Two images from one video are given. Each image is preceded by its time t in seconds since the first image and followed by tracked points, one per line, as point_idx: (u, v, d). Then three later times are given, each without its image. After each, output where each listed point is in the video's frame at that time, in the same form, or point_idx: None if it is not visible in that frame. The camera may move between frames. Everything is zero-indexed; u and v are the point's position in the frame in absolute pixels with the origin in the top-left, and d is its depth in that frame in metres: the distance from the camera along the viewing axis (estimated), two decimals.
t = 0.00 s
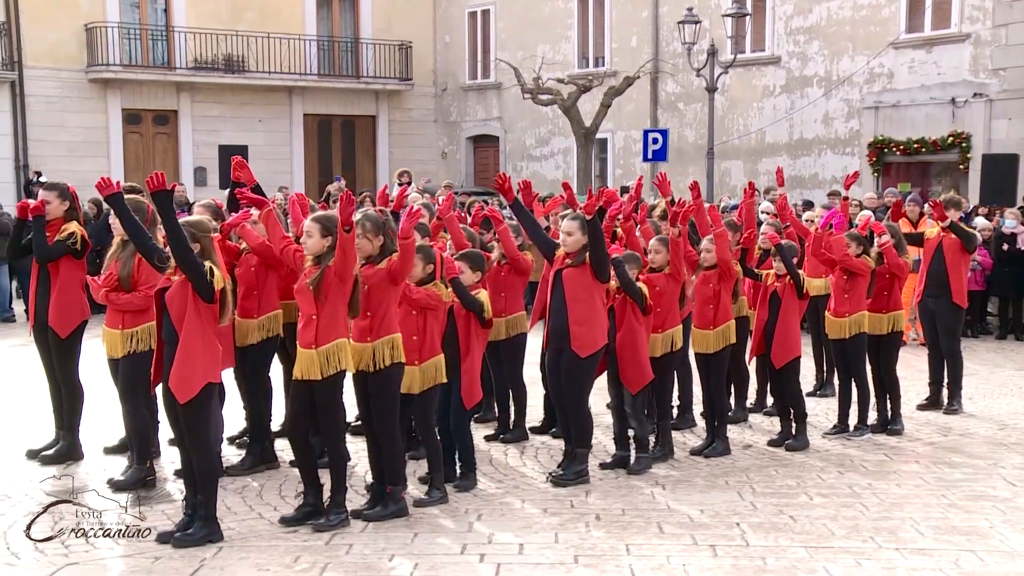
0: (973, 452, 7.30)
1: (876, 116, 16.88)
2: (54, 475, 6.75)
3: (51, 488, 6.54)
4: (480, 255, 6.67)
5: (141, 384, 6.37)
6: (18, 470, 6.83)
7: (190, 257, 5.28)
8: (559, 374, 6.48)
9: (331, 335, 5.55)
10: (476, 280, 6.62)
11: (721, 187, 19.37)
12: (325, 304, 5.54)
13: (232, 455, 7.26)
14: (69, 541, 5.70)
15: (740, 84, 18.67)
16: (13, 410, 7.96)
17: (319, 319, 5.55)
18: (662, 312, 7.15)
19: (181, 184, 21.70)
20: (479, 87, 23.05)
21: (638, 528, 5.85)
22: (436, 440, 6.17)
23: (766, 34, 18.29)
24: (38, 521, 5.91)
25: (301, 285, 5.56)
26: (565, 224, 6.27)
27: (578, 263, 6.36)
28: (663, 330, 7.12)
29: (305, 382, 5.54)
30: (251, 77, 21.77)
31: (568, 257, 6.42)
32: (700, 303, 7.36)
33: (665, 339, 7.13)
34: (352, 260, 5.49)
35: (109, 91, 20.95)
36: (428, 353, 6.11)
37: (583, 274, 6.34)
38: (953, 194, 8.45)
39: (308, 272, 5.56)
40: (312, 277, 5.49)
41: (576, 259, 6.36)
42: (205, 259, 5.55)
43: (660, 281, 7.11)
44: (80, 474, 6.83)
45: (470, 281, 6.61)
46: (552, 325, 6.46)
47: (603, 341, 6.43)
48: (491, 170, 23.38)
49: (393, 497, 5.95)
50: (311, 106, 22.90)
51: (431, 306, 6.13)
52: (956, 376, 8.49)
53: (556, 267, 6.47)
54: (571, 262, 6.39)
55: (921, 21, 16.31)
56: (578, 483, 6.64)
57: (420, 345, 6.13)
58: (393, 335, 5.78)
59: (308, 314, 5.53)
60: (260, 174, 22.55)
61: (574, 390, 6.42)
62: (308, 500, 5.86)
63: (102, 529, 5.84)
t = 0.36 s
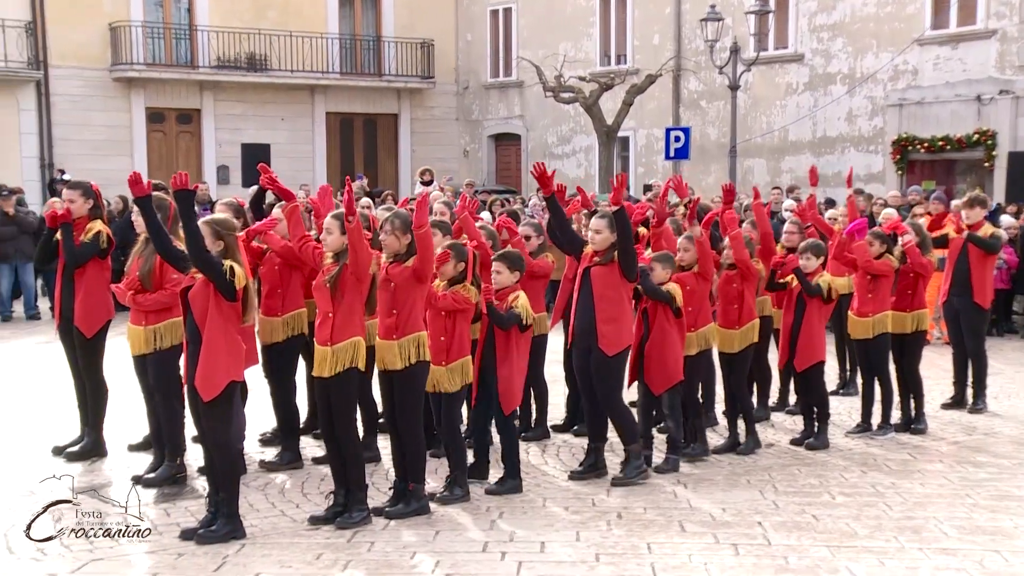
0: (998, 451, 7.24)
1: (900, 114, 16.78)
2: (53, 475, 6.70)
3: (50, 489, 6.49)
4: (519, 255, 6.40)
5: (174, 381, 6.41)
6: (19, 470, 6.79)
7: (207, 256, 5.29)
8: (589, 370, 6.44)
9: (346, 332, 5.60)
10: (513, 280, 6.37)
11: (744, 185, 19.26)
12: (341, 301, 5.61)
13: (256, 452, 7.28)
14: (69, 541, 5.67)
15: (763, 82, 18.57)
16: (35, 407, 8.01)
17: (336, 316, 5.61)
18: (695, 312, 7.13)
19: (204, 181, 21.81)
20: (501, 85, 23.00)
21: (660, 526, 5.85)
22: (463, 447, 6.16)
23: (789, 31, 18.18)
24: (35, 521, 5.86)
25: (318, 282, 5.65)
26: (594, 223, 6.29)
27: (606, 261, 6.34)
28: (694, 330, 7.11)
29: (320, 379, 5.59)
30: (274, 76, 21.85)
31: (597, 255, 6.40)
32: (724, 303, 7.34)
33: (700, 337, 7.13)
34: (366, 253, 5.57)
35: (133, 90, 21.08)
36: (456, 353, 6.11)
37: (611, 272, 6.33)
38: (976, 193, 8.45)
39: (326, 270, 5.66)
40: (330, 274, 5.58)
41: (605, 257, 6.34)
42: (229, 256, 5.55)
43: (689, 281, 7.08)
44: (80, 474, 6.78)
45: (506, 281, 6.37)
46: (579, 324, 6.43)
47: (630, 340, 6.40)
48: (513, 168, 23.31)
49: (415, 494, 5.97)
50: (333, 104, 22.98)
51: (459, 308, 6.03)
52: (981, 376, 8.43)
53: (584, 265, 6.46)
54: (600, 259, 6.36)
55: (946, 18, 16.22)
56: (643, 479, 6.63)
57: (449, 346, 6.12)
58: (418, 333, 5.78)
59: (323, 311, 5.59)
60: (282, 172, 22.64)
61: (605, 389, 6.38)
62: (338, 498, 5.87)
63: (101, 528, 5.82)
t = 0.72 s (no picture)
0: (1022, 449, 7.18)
1: (924, 109, 16.67)
2: (53, 474, 6.64)
3: (49, 489, 6.42)
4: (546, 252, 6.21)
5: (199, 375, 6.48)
6: (18, 469, 6.73)
7: (219, 258, 5.35)
8: (625, 369, 6.47)
9: (366, 330, 5.62)
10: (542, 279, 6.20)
11: (765, 182, 19.16)
12: (360, 297, 5.65)
13: (278, 447, 7.30)
14: (70, 541, 5.65)
15: (784, 78, 18.47)
16: (55, 404, 8.05)
17: (355, 314, 5.65)
18: (727, 313, 7.09)
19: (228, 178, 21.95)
20: (521, 82, 22.96)
21: (680, 523, 5.84)
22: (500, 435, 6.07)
23: (811, 27, 18.09)
24: (35, 520, 5.82)
25: (338, 280, 5.70)
26: (630, 218, 6.31)
27: (643, 259, 6.35)
28: (726, 332, 7.07)
29: (341, 375, 5.62)
30: (296, 72, 21.95)
31: (634, 252, 6.40)
32: (756, 303, 7.35)
33: (732, 340, 7.09)
34: (380, 250, 5.49)
35: (157, 87, 21.23)
36: (485, 352, 6.05)
37: (646, 271, 6.32)
38: (1000, 189, 8.39)
39: (347, 266, 5.70)
40: (348, 272, 5.63)
41: (642, 255, 6.34)
42: (251, 253, 5.53)
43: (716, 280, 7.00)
44: (80, 473, 6.71)
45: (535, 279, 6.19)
46: (617, 322, 6.47)
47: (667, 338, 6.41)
48: (534, 165, 23.27)
49: (435, 491, 5.98)
50: (355, 101, 23.08)
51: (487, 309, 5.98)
52: (1006, 373, 8.37)
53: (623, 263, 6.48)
54: (637, 258, 6.37)
55: (971, 12, 16.09)
56: (667, 478, 6.63)
57: (476, 344, 6.07)
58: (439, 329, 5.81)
59: (342, 307, 5.62)
60: (305, 169, 22.76)
61: (645, 387, 6.41)
62: (359, 495, 5.90)
63: (101, 529, 5.80)
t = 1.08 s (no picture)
0: None
1: (963, 104, 16.52)
2: (53, 474, 6.57)
3: (48, 489, 6.35)
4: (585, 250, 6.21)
5: (236, 370, 6.57)
6: (18, 469, 6.66)
7: (253, 265, 5.37)
8: (670, 369, 6.50)
9: (410, 328, 5.63)
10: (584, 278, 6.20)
11: (800, 178, 19.04)
12: (404, 296, 5.65)
13: (312, 443, 7.35)
14: (68, 542, 5.61)
15: (820, 73, 18.35)
16: (94, 399, 8.14)
17: (399, 313, 5.65)
18: (768, 316, 7.06)
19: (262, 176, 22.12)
20: (555, 78, 22.94)
21: (715, 521, 5.82)
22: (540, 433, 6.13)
23: (847, 22, 17.98)
24: (35, 520, 5.79)
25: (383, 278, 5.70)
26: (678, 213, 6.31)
27: (690, 256, 6.37)
28: (767, 334, 7.04)
29: (385, 373, 5.66)
30: (330, 70, 22.12)
31: (681, 249, 6.43)
32: (800, 302, 7.28)
33: (773, 342, 7.05)
34: (421, 246, 5.50)
35: (193, 85, 21.35)
36: (531, 351, 6.09)
37: (692, 268, 6.35)
38: None
39: (389, 265, 5.70)
40: (393, 269, 5.63)
41: (690, 252, 6.35)
42: (293, 250, 5.61)
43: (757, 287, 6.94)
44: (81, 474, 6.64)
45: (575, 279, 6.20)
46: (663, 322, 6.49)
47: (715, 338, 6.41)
48: (567, 161, 23.23)
49: (475, 486, 6.00)
50: (389, 98, 23.19)
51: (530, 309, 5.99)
52: None
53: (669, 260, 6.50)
54: (684, 256, 6.38)
55: (1011, 6, 15.92)
56: (701, 475, 6.61)
57: (524, 344, 6.11)
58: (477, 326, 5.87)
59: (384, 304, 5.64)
60: (339, 166, 22.90)
61: (691, 387, 6.43)
62: (394, 491, 5.93)
63: (101, 529, 5.74)
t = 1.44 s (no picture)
0: None
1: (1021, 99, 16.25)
2: (54, 474, 6.52)
3: (49, 489, 6.32)
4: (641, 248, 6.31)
5: (283, 368, 6.59)
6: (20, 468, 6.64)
7: (307, 280, 5.41)
8: (722, 367, 6.49)
9: (470, 329, 5.71)
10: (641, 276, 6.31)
11: (853, 174, 18.81)
12: (463, 297, 5.75)
13: (363, 439, 7.43)
14: (68, 542, 5.59)
15: (873, 68, 18.15)
16: (150, 392, 8.29)
17: (459, 315, 5.74)
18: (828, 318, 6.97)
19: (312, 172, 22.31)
20: (604, 75, 22.88)
21: (764, 520, 5.79)
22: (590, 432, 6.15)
23: (902, 16, 17.77)
24: (34, 521, 5.76)
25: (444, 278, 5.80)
26: (734, 207, 6.28)
27: (745, 255, 6.35)
28: (828, 336, 6.96)
29: (443, 375, 5.69)
30: (380, 67, 22.36)
31: (736, 246, 6.42)
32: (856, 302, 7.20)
33: (832, 344, 6.97)
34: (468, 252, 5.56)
35: (245, 83, 21.73)
36: (579, 350, 6.09)
37: (747, 268, 6.33)
38: None
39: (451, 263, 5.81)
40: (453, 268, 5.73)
41: (745, 251, 6.34)
42: (344, 247, 5.66)
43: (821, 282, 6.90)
44: (81, 473, 6.60)
45: (631, 276, 6.31)
46: (716, 322, 6.47)
47: (767, 338, 6.39)
48: (616, 158, 23.12)
49: (547, 485, 6.00)
50: (438, 96, 23.37)
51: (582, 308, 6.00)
52: None
53: (723, 257, 6.50)
54: (740, 254, 6.37)
55: None
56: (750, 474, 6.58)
57: (573, 341, 6.11)
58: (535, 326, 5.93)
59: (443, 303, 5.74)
60: (389, 164, 23.16)
61: (744, 388, 6.44)
62: (444, 488, 5.98)
63: (102, 528, 5.72)
